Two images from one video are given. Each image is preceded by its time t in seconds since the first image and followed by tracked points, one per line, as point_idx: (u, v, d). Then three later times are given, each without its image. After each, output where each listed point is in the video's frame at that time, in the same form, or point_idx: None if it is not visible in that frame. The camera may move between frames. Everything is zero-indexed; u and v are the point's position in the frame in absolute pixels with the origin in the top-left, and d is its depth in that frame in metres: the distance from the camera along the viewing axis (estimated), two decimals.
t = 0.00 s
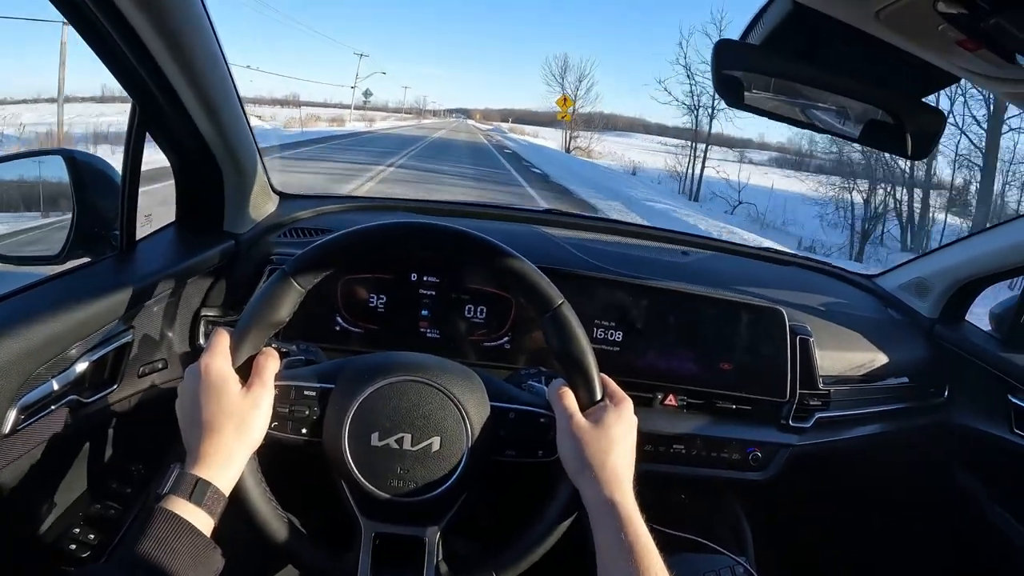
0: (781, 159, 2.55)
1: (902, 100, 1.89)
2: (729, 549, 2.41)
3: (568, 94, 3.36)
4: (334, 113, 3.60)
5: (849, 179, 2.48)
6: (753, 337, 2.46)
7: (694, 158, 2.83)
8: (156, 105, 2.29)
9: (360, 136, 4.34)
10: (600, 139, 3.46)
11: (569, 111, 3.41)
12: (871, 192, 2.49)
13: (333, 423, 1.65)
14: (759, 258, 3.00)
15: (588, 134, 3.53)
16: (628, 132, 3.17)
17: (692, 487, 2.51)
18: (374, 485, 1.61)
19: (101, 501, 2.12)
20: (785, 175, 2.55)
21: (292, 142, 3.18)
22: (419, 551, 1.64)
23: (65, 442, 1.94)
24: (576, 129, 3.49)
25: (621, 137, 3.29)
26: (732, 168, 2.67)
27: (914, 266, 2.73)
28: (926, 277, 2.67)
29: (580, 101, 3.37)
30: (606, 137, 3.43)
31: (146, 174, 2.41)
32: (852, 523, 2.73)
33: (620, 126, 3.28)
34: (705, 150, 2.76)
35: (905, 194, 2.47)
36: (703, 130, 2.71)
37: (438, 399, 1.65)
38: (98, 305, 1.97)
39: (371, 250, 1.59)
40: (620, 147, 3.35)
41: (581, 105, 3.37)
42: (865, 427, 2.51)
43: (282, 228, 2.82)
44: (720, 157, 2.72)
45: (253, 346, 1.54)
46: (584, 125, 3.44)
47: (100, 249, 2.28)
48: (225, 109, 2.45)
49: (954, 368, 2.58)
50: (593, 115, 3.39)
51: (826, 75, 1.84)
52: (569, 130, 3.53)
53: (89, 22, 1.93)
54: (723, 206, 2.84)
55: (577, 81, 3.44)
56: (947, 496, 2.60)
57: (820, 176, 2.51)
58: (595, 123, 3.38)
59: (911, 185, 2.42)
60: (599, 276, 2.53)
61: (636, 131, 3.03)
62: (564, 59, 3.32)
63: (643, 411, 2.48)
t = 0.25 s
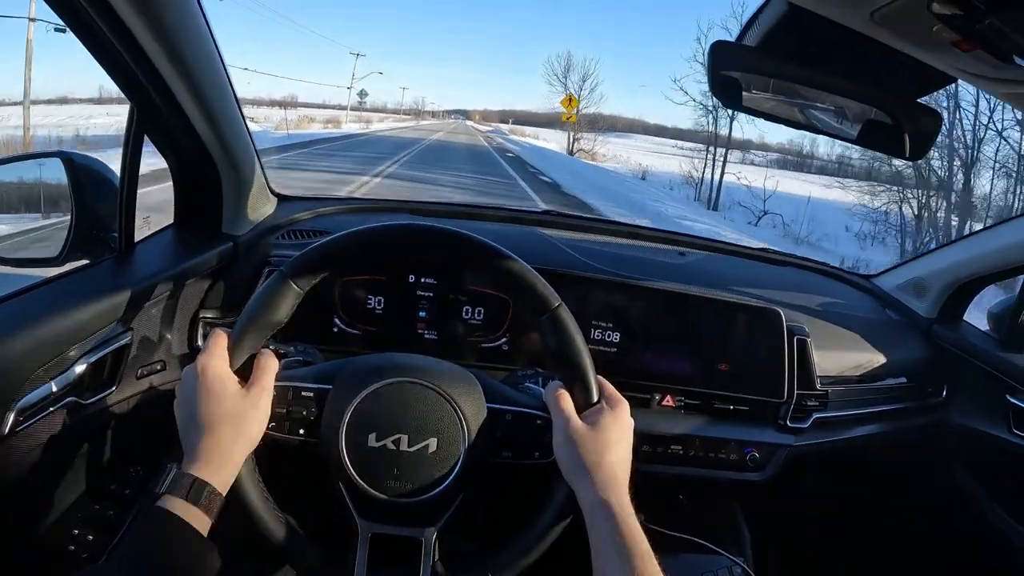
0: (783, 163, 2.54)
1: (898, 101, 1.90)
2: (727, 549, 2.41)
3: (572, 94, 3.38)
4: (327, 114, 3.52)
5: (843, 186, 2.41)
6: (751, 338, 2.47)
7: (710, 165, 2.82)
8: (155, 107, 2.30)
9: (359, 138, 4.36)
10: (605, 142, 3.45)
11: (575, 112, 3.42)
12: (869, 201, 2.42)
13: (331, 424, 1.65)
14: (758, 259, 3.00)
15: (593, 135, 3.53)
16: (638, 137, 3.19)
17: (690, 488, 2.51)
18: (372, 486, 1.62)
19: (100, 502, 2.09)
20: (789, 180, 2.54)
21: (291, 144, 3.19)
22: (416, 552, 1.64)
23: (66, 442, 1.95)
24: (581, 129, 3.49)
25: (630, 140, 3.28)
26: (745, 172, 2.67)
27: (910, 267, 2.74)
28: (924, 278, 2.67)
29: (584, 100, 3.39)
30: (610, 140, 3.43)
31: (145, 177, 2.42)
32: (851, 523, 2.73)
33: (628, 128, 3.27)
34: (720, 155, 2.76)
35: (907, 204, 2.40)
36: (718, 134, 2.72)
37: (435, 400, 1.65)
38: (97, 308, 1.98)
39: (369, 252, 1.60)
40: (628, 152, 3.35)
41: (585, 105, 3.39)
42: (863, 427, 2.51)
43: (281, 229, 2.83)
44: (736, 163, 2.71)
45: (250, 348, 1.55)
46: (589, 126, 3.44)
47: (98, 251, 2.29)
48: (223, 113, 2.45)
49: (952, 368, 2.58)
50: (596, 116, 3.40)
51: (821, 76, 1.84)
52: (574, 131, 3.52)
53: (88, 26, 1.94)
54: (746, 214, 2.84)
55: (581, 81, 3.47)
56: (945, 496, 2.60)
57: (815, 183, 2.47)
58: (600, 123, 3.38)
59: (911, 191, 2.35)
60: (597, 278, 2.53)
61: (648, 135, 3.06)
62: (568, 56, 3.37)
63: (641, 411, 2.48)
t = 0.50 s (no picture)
0: (784, 163, 2.62)
1: (898, 98, 1.89)
2: (727, 548, 2.41)
3: (582, 94, 3.30)
4: (323, 116, 3.54)
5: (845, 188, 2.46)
6: (751, 336, 2.46)
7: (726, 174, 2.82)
8: (154, 108, 2.30)
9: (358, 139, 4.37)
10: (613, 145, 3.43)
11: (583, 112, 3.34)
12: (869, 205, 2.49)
13: (329, 424, 1.65)
14: (758, 258, 3.00)
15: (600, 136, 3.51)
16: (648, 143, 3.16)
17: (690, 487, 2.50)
18: (370, 486, 1.61)
19: (98, 503, 2.11)
20: (792, 182, 2.55)
21: (289, 145, 3.19)
22: (415, 552, 1.64)
23: (64, 442, 1.95)
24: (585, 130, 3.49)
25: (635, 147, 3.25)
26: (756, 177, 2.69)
27: (910, 266, 2.74)
28: (924, 277, 2.67)
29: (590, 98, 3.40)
30: (615, 142, 3.42)
31: (144, 176, 2.41)
32: (852, 523, 2.72)
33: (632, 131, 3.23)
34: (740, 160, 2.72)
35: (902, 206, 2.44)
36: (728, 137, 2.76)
37: (434, 400, 1.65)
38: (96, 307, 1.98)
39: (367, 251, 1.59)
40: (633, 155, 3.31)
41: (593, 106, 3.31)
42: (864, 426, 2.51)
43: (279, 229, 2.83)
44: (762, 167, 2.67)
45: (248, 347, 1.54)
46: (594, 126, 3.41)
47: (97, 251, 2.29)
48: (222, 112, 2.45)
49: (952, 367, 2.58)
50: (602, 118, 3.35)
51: (821, 73, 1.84)
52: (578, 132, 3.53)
53: (87, 26, 1.94)
54: (778, 227, 2.78)
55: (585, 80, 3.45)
56: (946, 495, 2.59)
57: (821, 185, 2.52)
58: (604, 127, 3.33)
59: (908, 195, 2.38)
60: (597, 277, 2.53)
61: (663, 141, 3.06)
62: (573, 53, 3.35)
63: (640, 411, 2.48)
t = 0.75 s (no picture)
0: (788, 162, 2.66)
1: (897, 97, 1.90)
2: (727, 548, 2.41)
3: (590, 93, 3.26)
4: (319, 115, 3.64)
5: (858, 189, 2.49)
6: (751, 336, 2.47)
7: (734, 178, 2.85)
8: (154, 108, 2.31)
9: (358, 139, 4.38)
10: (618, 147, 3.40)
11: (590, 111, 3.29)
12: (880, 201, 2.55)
13: (329, 423, 1.65)
14: (757, 257, 3.01)
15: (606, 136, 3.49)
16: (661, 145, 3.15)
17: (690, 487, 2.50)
18: (371, 485, 1.62)
19: (98, 502, 2.10)
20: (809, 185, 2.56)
21: (288, 144, 3.20)
22: (415, 551, 1.64)
23: (65, 441, 1.95)
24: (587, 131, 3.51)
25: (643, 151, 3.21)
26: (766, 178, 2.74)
27: (910, 265, 2.74)
28: (923, 277, 2.67)
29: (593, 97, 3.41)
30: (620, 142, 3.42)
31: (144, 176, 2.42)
32: (851, 522, 2.73)
33: (644, 135, 3.21)
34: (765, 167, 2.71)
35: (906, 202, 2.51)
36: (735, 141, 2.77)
37: (434, 399, 1.65)
38: (97, 307, 1.98)
39: (365, 250, 1.59)
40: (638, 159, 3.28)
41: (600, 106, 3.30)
42: (863, 425, 2.51)
43: (279, 228, 2.84)
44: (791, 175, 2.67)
45: (248, 347, 1.55)
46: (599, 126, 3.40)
47: (97, 251, 2.29)
48: (222, 112, 2.45)
49: (951, 366, 2.58)
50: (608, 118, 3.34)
51: (820, 73, 1.84)
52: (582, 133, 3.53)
53: (88, 27, 1.95)
54: (809, 240, 2.82)
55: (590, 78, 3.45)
56: (945, 495, 2.59)
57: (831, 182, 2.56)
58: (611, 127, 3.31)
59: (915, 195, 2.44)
60: (596, 276, 2.53)
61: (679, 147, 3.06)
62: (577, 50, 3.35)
63: (640, 410, 2.48)
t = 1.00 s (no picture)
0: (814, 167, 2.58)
1: (897, 94, 1.89)
2: (727, 547, 2.40)
3: (600, 91, 3.30)
4: (316, 114, 3.66)
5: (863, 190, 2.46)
6: (751, 334, 2.46)
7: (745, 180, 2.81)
8: (153, 107, 2.30)
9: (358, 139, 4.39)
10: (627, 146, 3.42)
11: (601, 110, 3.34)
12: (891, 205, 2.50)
13: (328, 422, 1.65)
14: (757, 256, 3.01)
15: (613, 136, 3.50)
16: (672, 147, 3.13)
17: (690, 486, 2.50)
18: (370, 484, 1.61)
19: (97, 502, 2.10)
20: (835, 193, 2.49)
21: (287, 144, 3.20)
22: (414, 550, 1.64)
23: (64, 439, 1.94)
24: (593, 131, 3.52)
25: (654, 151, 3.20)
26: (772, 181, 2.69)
27: (909, 264, 2.74)
28: (923, 275, 2.66)
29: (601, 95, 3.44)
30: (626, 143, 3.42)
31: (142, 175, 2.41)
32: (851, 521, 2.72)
33: (654, 136, 3.20)
34: (795, 174, 2.59)
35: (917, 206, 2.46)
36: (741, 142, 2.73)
37: (434, 398, 1.64)
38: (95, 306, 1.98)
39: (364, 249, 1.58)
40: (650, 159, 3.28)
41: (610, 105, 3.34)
42: (863, 424, 2.50)
43: (278, 227, 2.84)
44: (830, 181, 2.53)
45: (246, 346, 1.53)
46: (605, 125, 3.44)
47: (97, 249, 2.26)
48: (221, 112, 2.45)
49: (952, 365, 2.58)
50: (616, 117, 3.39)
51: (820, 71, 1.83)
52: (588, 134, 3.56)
53: (87, 28, 1.95)
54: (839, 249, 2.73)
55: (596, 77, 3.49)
56: (946, 493, 2.59)
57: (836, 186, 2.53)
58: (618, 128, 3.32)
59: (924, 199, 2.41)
60: (596, 275, 2.52)
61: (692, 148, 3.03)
62: (584, 48, 3.38)
63: (640, 409, 2.47)
